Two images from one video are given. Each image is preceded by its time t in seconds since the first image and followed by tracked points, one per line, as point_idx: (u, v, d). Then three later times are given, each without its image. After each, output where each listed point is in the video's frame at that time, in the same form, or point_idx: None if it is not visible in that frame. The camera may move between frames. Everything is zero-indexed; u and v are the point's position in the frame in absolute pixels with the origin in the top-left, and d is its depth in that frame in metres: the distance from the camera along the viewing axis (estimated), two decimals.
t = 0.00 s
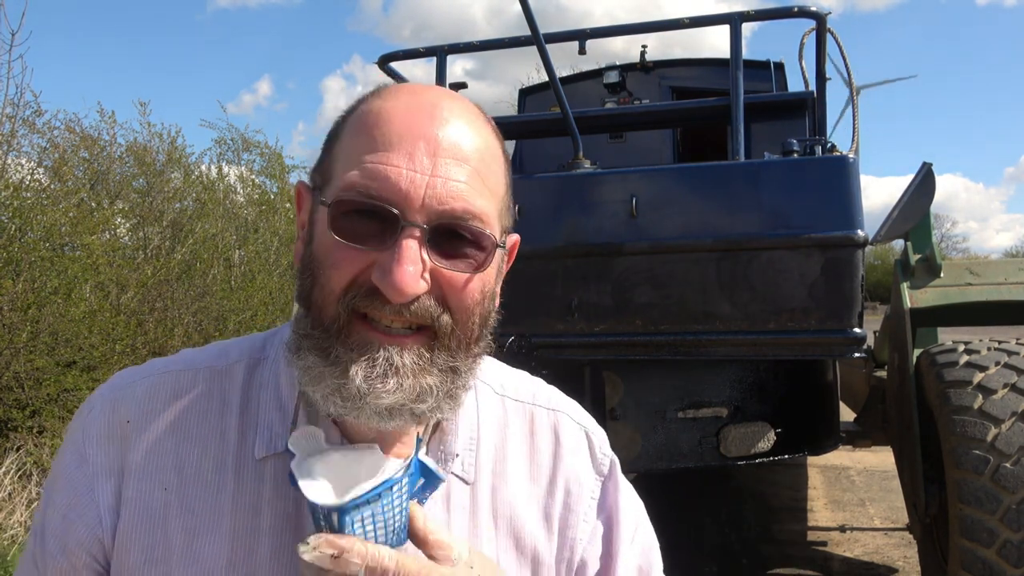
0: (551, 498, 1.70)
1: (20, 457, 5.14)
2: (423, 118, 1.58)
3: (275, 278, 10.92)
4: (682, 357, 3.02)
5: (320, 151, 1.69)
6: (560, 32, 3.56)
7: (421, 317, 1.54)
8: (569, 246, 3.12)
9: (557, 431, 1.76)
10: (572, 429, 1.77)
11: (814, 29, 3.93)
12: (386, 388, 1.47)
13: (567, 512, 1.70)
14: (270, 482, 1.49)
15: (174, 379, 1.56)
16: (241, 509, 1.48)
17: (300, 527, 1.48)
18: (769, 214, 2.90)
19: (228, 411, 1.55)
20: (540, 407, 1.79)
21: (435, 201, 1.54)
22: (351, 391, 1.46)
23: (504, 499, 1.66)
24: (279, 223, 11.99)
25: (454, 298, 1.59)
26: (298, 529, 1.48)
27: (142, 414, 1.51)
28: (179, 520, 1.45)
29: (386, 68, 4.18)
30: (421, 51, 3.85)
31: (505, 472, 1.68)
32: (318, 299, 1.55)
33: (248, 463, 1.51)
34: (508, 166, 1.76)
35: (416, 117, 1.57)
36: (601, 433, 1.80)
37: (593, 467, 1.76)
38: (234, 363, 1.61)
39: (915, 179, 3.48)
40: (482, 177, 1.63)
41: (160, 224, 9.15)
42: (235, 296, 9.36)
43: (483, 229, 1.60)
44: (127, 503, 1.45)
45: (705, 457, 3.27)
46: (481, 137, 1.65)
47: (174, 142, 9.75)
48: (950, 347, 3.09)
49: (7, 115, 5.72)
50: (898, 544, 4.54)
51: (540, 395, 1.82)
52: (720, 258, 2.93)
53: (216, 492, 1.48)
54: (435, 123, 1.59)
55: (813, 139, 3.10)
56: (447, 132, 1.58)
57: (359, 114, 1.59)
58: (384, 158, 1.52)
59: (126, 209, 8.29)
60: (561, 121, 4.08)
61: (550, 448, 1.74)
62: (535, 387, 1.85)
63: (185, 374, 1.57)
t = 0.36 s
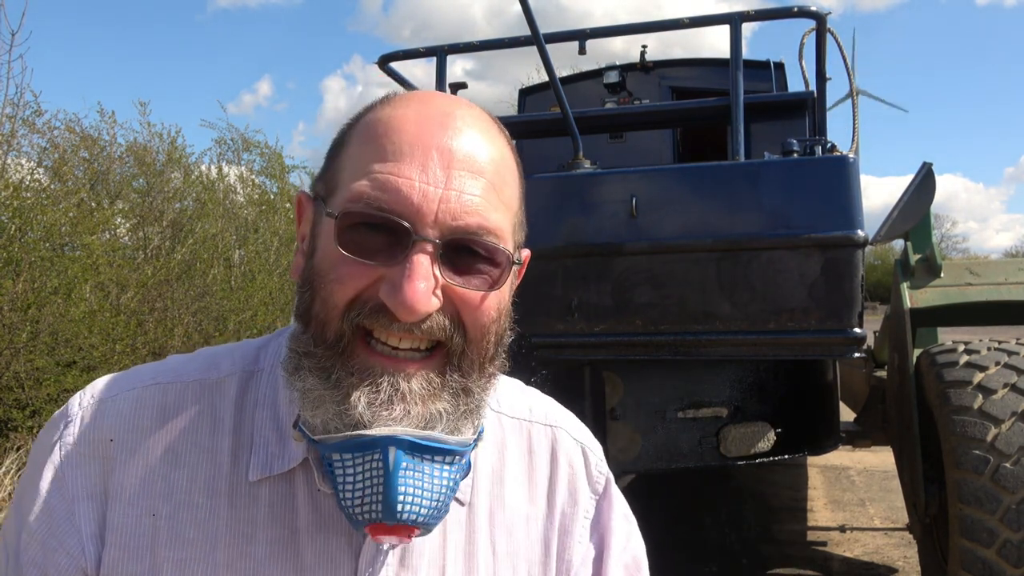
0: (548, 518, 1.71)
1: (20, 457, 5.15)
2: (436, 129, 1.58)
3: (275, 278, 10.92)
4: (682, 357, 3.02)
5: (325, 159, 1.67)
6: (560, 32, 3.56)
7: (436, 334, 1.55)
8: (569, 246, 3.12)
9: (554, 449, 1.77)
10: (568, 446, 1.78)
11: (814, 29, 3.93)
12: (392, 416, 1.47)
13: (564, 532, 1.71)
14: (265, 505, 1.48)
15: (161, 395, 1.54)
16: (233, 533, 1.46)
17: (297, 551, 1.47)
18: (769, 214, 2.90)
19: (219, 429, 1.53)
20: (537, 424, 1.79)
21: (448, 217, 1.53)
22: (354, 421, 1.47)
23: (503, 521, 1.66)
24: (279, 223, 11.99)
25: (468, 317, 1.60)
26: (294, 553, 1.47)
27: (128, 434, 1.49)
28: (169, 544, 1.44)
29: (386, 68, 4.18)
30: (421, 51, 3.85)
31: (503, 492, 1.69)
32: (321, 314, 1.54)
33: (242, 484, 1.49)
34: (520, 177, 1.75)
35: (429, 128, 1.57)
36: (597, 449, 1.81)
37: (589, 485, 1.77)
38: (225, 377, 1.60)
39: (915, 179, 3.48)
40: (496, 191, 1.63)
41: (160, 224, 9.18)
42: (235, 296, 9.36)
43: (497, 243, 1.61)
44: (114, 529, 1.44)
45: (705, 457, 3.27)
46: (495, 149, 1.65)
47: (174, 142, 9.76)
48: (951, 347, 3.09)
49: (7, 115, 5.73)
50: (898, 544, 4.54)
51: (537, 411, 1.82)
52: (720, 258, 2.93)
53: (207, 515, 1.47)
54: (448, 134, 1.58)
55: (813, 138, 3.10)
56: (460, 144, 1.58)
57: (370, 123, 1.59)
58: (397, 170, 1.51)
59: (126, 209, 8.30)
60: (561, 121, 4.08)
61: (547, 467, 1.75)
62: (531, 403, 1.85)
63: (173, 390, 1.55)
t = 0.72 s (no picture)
0: (539, 508, 1.71)
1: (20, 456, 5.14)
2: (428, 130, 1.57)
3: (276, 278, 10.92)
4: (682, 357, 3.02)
5: (320, 156, 1.66)
6: (560, 32, 3.56)
7: (428, 334, 1.54)
8: (569, 246, 3.12)
9: (543, 440, 1.77)
10: (556, 436, 1.78)
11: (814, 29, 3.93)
12: (390, 405, 1.47)
13: (553, 521, 1.70)
14: (263, 499, 1.49)
15: (156, 389, 1.54)
16: (230, 526, 1.46)
17: (295, 542, 1.47)
18: (769, 214, 2.90)
19: (215, 423, 1.53)
20: (525, 415, 1.80)
21: (440, 217, 1.54)
22: (352, 409, 1.46)
23: (496, 511, 1.65)
24: (279, 223, 11.99)
25: (459, 316, 1.59)
26: (292, 545, 1.47)
27: (124, 427, 1.49)
28: (166, 538, 1.44)
29: (385, 68, 4.18)
30: (420, 51, 3.85)
31: (495, 481, 1.68)
32: (319, 312, 1.53)
33: (239, 477, 1.49)
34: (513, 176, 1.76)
35: (423, 129, 1.56)
36: (585, 440, 1.81)
37: (577, 473, 1.76)
38: (220, 371, 1.59)
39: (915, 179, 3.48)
40: (489, 191, 1.63)
41: (160, 224, 9.20)
42: (235, 296, 9.35)
43: (488, 244, 1.61)
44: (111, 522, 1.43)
45: (705, 457, 3.27)
46: (488, 148, 1.64)
47: (174, 142, 9.76)
48: (951, 347, 3.09)
49: (7, 115, 5.73)
50: (899, 544, 4.54)
51: (526, 403, 1.83)
52: (720, 258, 2.93)
53: (204, 509, 1.47)
54: (441, 135, 1.57)
55: (813, 138, 3.10)
56: (452, 145, 1.57)
57: (363, 123, 1.58)
58: (389, 171, 1.51)
59: (126, 209, 8.30)
60: (561, 121, 4.08)
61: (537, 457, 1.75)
62: (519, 396, 1.85)
63: (169, 384, 1.55)
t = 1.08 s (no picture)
0: (526, 498, 1.69)
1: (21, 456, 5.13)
2: (423, 129, 1.57)
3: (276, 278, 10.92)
4: (682, 357, 3.02)
5: (313, 153, 1.66)
6: (560, 32, 3.56)
7: (418, 331, 1.53)
8: (569, 246, 3.12)
9: (529, 431, 1.77)
10: (542, 426, 1.77)
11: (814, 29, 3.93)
12: (382, 395, 1.47)
13: (540, 510, 1.68)
14: (256, 494, 1.49)
15: (148, 387, 1.53)
16: (224, 522, 1.46)
17: (289, 536, 1.47)
18: (769, 214, 2.89)
19: (208, 419, 1.53)
20: (512, 407, 1.80)
21: (435, 214, 1.54)
22: (345, 401, 1.46)
23: (484, 503, 1.65)
24: (280, 223, 12.00)
25: (452, 311, 1.59)
26: (286, 539, 1.47)
27: (117, 424, 1.48)
28: (160, 534, 1.43)
29: (386, 69, 4.18)
30: (420, 51, 3.85)
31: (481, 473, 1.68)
32: (314, 308, 1.53)
33: (232, 473, 1.50)
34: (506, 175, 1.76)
35: (417, 129, 1.56)
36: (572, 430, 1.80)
37: (562, 462, 1.74)
38: (211, 368, 1.59)
39: (915, 179, 3.48)
40: (482, 190, 1.63)
41: (160, 224, 9.20)
42: (235, 296, 9.35)
43: (481, 240, 1.61)
44: (106, 519, 1.42)
45: (705, 457, 3.27)
46: (481, 148, 1.65)
47: (174, 142, 9.75)
48: (951, 347, 3.08)
49: (7, 115, 5.73)
50: (899, 544, 4.54)
51: (513, 395, 1.83)
52: (720, 257, 2.93)
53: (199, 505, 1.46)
54: (435, 134, 1.58)
55: (813, 138, 3.10)
56: (447, 143, 1.58)
57: (357, 121, 1.58)
58: (384, 169, 1.52)
59: (126, 209, 8.30)
60: (561, 121, 4.08)
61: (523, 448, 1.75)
62: (506, 389, 1.85)
63: (161, 381, 1.54)
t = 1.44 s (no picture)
0: (523, 500, 1.69)
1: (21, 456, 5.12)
2: (419, 129, 1.56)
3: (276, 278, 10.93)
4: (682, 357, 3.02)
5: (302, 151, 1.64)
6: (560, 32, 3.56)
7: (408, 342, 1.50)
8: (569, 246, 3.12)
9: (526, 430, 1.76)
10: (539, 426, 1.77)
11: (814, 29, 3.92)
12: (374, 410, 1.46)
13: (537, 512, 1.69)
14: (244, 502, 1.46)
15: (133, 394, 1.50)
16: (212, 530, 1.44)
17: (279, 542, 1.46)
18: (769, 214, 2.89)
19: (194, 426, 1.50)
20: (508, 406, 1.79)
21: (432, 217, 1.54)
22: (338, 412, 1.46)
23: (480, 505, 1.64)
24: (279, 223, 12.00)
25: (444, 316, 1.59)
26: (276, 545, 1.45)
27: (104, 434, 1.45)
28: (148, 544, 1.41)
29: (386, 69, 4.18)
30: (421, 51, 3.85)
31: (477, 474, 1.67)
32: (306, 312, 1.51)
33: (220, 480, 1.47)
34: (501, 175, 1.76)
35: (413, 129, 1.55)
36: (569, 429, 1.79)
37: (559, 463, 1.73)
38: (198, 374, 1.56)
39: (915, 179, 3.48)
40: (478, 190, 1.63)
41: (160, 224, 9.20)
42: (235, 296, 9.35)
43: (477, 244, 1.62)
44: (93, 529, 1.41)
45: (705, 457, 3.27)
46: (477, 148, 1.64)
47: (174, 142, 9.75)
48: (951, 347, 3.09)
49: (7, 115, 5.74)
50: (898, 544, 4.54)
51: (509, 394, 1.82)
52: (720, 257, 2.93)
53: (186, 513, 1.44)
54: (431, 135, 1.57)
55: (813, 138, 3.10)
56: (443, 145, 1.57)
57: (351, 119, 1.56)
58: (380, 171, 1.51)
59: (126, 209, 8.31)
60: (561, 121, 4.08)
61: (521, 449, 1.74)
62: (503, 388, 1.84)
63: (148, 387, 1.51)
